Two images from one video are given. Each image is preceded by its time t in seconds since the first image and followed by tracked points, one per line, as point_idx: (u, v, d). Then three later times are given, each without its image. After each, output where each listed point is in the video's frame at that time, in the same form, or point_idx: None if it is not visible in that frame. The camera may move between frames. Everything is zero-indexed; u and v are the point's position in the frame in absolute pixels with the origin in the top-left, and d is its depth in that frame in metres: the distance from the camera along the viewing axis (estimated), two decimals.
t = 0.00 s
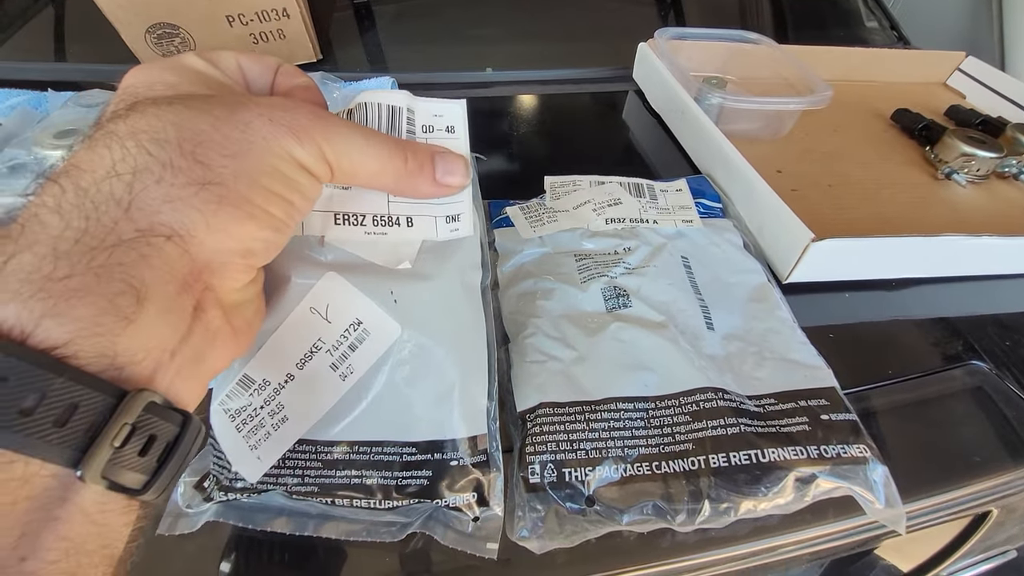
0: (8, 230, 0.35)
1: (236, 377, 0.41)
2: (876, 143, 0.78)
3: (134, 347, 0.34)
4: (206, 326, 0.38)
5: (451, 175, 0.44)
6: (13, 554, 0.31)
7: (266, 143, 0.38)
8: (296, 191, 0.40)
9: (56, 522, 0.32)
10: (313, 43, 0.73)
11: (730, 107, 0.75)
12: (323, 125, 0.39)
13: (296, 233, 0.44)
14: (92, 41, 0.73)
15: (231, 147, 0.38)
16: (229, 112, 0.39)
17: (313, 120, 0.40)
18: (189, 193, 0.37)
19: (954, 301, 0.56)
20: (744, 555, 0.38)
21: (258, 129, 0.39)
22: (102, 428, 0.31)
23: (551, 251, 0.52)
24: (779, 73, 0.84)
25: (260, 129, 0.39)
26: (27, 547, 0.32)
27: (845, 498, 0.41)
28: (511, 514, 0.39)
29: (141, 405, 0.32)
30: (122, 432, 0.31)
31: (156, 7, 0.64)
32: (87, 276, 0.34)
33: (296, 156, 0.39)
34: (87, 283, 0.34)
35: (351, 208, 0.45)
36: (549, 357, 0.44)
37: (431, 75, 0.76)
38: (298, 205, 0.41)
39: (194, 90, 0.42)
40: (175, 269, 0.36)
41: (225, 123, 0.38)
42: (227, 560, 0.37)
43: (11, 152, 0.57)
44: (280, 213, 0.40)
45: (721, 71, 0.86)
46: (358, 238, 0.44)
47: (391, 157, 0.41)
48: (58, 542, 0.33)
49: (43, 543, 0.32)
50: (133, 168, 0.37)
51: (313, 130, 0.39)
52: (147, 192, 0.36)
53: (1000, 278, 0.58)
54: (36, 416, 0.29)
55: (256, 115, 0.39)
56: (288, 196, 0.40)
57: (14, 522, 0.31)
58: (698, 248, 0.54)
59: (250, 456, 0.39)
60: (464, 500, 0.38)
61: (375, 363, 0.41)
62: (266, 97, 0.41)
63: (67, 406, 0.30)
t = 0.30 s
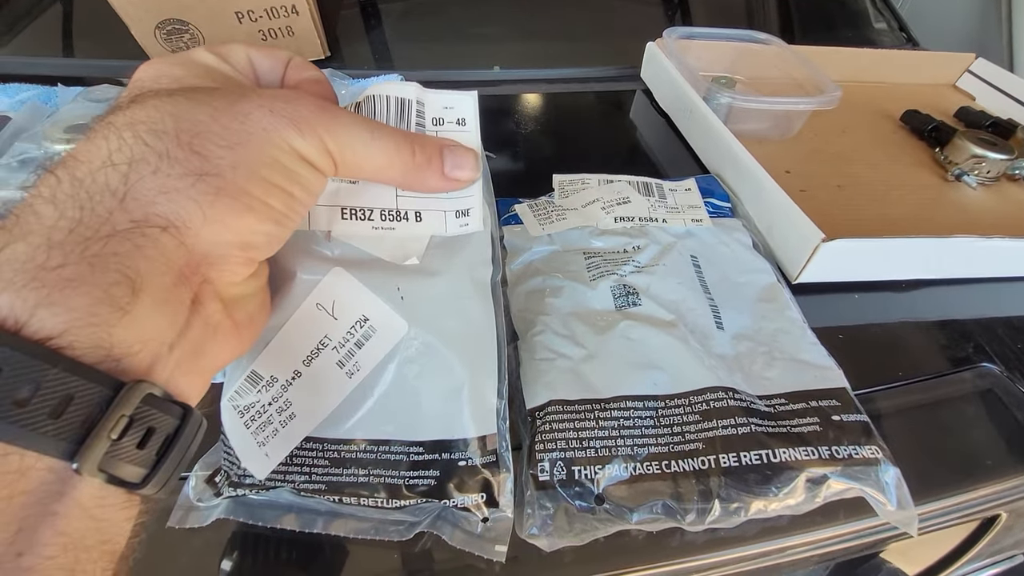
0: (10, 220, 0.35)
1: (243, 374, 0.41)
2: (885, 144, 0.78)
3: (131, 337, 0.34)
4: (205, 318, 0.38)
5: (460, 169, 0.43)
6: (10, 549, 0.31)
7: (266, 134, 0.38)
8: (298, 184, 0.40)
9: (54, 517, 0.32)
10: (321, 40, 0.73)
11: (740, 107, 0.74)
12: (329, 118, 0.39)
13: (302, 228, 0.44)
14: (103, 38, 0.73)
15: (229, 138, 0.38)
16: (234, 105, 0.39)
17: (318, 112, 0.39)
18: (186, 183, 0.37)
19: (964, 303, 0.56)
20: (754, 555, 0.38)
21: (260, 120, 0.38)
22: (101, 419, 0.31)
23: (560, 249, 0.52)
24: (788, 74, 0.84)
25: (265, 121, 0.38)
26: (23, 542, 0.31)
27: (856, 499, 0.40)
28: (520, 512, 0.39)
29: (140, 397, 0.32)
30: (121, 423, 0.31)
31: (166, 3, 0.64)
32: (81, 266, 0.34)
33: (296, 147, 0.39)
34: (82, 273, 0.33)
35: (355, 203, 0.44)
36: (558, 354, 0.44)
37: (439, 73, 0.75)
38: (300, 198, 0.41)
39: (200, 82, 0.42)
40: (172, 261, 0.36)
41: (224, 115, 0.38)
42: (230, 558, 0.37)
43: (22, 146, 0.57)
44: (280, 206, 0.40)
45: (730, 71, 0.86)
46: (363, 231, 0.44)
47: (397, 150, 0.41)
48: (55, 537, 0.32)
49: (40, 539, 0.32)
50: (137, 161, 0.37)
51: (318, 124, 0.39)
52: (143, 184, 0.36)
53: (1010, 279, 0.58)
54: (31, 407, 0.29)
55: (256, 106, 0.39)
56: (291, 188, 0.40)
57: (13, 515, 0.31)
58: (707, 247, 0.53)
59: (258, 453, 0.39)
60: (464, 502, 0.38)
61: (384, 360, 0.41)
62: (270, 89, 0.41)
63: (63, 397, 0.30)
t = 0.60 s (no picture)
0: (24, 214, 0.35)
1: (252, 371, 0.40)
2: (899, 145, 0.77)
3: (146, 333, 0.33)
4: (219, 314, 0.38)
5: (469, 164, 0.44)
6: (30, 547, 0.31)
7: (278, 126, 0.38)
8: (311, 177, 0.40)
9: (71, 515, 0.32)
10: (331, 35, 0.73)
11: (752, 106, 0.74)
12: (341, 111, 0.39)
13: (312, 222, 0.43)
14: (111, 33, 0.73)
15: (244, 130, 0.37)
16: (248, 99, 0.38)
17: (328, 104, 0.39)
18: (201, 175, 0.36)
19: (981, 305, 0.55)
20: (767, 559, 0.37)
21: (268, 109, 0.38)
22: (118, 416, 0.30)
23: (570, 248, 0.52)
24: (801, 73, 0.83)
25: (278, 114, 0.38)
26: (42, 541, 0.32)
27: (872, 505, 0.40)
28: (532, 513, 0.38)
29: (157, 394, 0.32)
30: (138, 420, 0.31)
31: None
32: (96, 260, 0.33)
33: (309, 140, 0.39)
34: (97, 267, 0.33)
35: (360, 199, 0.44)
36: (570, 355, 0.43)
37: (447, 70, 0.75)
38: (313, 191, 0.40)
39: (209, 75, 0.42)
40: (187, 255, 0.36)
41: (236, 107, 0.38)
42: (239, 557, 0.37)
43: (32, 140, 0.57)
44: (292, 197, 0.39)
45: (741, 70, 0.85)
46: (371, 225, 0.44)
47: (408, 142, 0.41)
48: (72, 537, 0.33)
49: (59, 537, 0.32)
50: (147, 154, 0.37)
51: (330, 116, 0.39)
52: (155, 176, 0.36)
53: None
54: (48, 402, 0.29)
55: (268, 98, 0.38)
56: (304, 181, 0.39)
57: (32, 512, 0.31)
58: (719, 247, 0.53)
59: (269, 450, 0.38)
60: (477, 498, 0.37)
61: (396, 357, 0.40)
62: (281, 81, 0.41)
63: (82, 393, 0.30)
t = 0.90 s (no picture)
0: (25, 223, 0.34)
1: (248, 378, 0.40)
2: (905, 148, 0.76)
3: (145, 343, 0.33)
4: (219, 324, 0.37)
5: (467, 173, 0.43)
6: (29, 557, 0.30)
7: (282, 138, 0.37)
8: (309, 185, 0.39)
9: (71, 524, 0.32)
10: (332, 37, 0.72)
11: (756, 108, 0.73)
12: (343, 121, 0.38)
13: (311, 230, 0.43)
14: (114, 33, 0.72)
15: (247, 140, 0.37)
16: (249, 105, 0.38)
17: (330, 115, 0.39)
18: (204, 186, 0.36)
19: (989, 313, 0.54)
20: (766, 573, 0.37)
21: (269, 118, 0.38)
22: (118, 427, 0.30)
23: (571, 253, 0.51)
24: (806, 74, 0.83)
25: (278, 121, 0.38)
26: (41, 550, 0.31)
27: (875, 518, 0.39)
28: (528, 525, 0.37)
29: (156, 403, 0.31)
30: (138, 430, 0.30)
31: None
32: (100, 271, 0.33)
33: (311, 153, 0.38)
34: (99, 277, 0.33)
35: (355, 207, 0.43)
36: (569, 363, 0.42)
37: (448, 72, 0.74)
38: (313, 200, 0.40)
39: (208, 80, 0.41)
40: (189, 264, 0.35)
41: (240, 117, 0.37)
42: (235, 560, 0.37)
43: (31, 142, 0.57)
44: (295, 209, 0.39)
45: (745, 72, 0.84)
46: (369, 233, 0.43)
47: (407, 153, 0.40)
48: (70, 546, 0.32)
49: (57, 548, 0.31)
50: (151, 164, 0.36)
51: (327, 125, 0.38)
52: (160, 187, 0.35)
53: None
54: (49, 414, 0.28)
55: (271, 109, 0.38)
56: (303, 191, 0.39)
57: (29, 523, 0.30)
58: (722, 253, 0.52)
59: (263, 459, 0.38)
60: (480, 504, 0.36)
61: (393, 364, 0.40)
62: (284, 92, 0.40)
63: (81, 403, 0.29)
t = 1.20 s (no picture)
0: (22, 226, 0.34)
1: (249, 382, 0.39)
2: (914, 147, 0.75)
3: (141, 348, 0.33)
4: (216, 327, 0.37)
5: (468, 174, 0.43)
6: (24, 565, 0.30)
7: (280, 139, 0.37)
8: (308, 187, 0.39)
9: (65, 532, 0.31)
10: (334, 36, 0.72)
11: (762, 107, 0.72)
12: (343, 122, 0.38)
13: (310, 232, 0.43)
14: (116, 33, 0.72)
15: (245, 141, 0.36)
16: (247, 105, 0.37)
17: (329, 115, 0.38)
18: (200, 188, 0.35)
19: (1001, 315, 0.53)
20: None
21: (264, 116, 0.37)
22: (113, 433, 0.29)
23: (576, 255, 0.50)
24: (813, 73, 0.82)
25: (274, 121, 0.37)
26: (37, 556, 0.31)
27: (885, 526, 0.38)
28: (532, 532, 0.37)
29: (152, 409, 0.31)
30: (134, 437, 0.30)
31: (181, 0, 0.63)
32: (94, 275, 0.32)
33: (311, 154, 0.38)
34: (94, 279, 0.32)
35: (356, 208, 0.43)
36: (573, 366, 0.42)
37: (450, 71, 0.74)
38: (312, 202, 0.39)
39: (206, 81, 0.41)
40: (186, 267, 0.35)
41: (236, 116, 0.37)
42: (236, 562, 0.36)
43: (33, 143, 0.56)
44: (293, 212, 0.38)
45: (750, 70, 0.84)
46: (370, 234, 0.43)
47: (408, 154, 0.40)
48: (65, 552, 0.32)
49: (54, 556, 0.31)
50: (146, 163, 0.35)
51: (324, 124, 0.38)
52: (156, 189, 0.35)
53: None
54: (43, 422, 0.28)
55: (268, 108, 0.37)
56: (302, 193, 0.39)
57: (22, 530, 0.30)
58: (728, 255, 0.51)
59: (264, 463, 0.37)
60: (483, 508, 0.36)
61: (395, 368, 0.39)
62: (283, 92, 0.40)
63: (76, 409, 0.29)
